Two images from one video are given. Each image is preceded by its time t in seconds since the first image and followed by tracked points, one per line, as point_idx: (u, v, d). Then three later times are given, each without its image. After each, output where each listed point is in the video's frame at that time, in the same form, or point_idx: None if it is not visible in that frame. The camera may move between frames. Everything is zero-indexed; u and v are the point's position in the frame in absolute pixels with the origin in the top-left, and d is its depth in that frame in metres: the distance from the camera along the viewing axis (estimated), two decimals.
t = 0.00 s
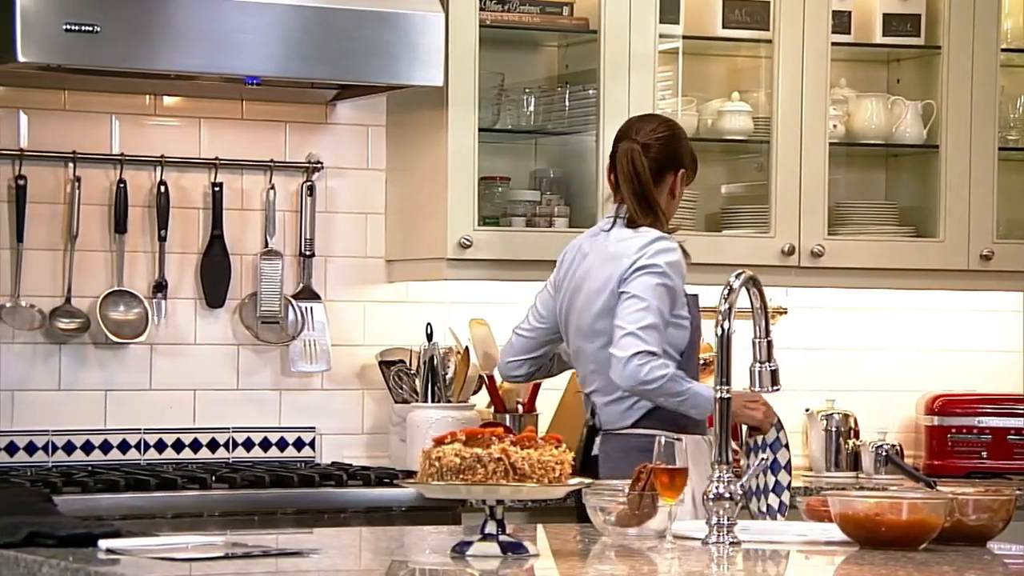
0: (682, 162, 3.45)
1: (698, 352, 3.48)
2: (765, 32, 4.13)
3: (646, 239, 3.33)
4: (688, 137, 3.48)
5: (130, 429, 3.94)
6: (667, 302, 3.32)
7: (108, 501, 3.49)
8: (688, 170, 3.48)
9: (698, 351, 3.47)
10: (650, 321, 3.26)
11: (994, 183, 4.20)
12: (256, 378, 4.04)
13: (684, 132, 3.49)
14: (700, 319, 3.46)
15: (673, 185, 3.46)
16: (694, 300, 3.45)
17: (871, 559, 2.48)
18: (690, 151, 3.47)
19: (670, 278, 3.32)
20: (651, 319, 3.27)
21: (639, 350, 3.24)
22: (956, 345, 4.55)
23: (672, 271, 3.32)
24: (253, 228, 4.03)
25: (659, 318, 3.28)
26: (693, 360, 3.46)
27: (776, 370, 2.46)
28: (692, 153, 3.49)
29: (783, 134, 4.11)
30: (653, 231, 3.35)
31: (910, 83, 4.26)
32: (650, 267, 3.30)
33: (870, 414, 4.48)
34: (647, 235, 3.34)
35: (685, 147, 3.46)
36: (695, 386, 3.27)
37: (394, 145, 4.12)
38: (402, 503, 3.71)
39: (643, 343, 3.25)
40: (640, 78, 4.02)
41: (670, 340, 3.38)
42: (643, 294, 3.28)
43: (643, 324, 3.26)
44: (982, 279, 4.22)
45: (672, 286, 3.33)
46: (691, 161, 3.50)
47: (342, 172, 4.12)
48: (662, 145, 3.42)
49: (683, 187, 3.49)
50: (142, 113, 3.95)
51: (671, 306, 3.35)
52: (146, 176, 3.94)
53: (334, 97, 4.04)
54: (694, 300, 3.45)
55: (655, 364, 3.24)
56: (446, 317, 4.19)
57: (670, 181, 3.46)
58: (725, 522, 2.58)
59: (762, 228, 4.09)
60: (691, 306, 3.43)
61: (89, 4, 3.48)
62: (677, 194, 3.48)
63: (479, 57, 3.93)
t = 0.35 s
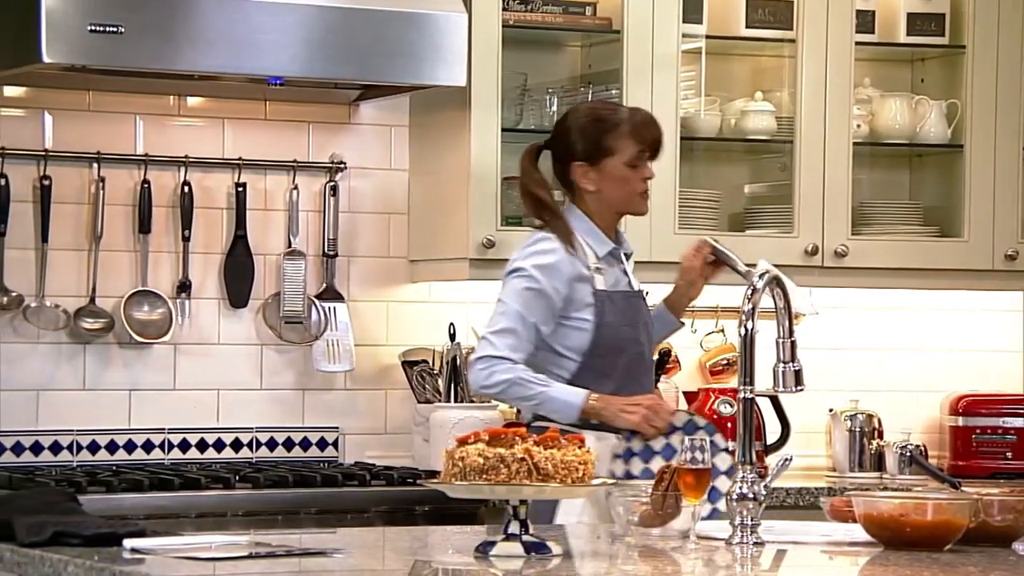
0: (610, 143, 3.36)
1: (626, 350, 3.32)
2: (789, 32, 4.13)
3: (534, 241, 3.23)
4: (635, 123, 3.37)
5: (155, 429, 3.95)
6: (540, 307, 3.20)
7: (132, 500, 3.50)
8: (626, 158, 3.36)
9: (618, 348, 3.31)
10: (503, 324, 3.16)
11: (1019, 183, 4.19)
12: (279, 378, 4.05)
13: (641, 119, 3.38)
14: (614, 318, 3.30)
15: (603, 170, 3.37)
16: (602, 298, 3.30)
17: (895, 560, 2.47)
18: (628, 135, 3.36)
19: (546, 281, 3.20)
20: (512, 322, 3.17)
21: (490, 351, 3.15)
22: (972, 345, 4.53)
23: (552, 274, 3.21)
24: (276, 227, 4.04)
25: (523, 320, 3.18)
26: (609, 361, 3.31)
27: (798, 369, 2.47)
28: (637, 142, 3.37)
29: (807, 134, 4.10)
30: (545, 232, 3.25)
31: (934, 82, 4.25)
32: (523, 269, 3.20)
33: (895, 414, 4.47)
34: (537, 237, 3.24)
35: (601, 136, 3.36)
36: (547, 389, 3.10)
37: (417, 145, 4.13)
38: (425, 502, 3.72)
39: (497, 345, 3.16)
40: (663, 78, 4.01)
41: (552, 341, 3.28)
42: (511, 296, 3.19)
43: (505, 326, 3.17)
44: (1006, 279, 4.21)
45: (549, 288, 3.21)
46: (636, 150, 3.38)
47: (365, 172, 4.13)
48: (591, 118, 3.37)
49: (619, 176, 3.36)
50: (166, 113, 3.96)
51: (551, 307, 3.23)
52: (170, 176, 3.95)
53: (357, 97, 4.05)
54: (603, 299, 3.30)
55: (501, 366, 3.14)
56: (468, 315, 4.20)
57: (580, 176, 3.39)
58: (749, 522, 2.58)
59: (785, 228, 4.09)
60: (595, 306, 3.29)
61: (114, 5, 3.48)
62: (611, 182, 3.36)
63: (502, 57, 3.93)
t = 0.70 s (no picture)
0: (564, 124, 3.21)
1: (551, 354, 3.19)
2: (818, 31, 4.12)
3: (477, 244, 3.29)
4: (592, 107, 3.19)
5: (184, 428, 3.96)
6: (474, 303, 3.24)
7: (162, 500, 3.51)
8: (572, 139, 3.18)
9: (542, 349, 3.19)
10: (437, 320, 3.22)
11: None
12: (307, 378, 4.05)
13: (604, 107, 3.19)
14: (535, 319, 3.20)
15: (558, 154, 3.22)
16: (527, 296, 3.21)
17: (926, 561, 2.46)
18: (577, 116, 3.19)
19: (476, 277, 3.24)
20: (444, 319, 3.22)
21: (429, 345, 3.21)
22: (989, 346, 4.51)
23: (483, 271, 3.24)
24: (305, 228, 4.05)
25: (455, 317, 3.22)
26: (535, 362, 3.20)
27: (827, 370, 2.46)
28: (586, 124, 3.18)
29: (835, 134, 4.09)
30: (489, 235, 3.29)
31: (963, 82, 4.24)
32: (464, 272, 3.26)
33: (924, 414, 4.46)
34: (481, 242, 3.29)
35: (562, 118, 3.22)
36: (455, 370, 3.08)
37: (444, 145, 4.13)
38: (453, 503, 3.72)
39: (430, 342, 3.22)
40: (691, 78, 4.01)
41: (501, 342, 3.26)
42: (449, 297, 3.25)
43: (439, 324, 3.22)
44: None
45: (483, 285, 3.24)
46: (584, 132, 3.17)
47: (392, 172, 4.13)
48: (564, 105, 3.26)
49: (565, 157, 3.18)
50: (195, 114, 3.97)
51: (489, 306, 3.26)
52: (199, 177, 3.96)
53: (385, 97, 4.05)
54: (528, 297, 3.21)
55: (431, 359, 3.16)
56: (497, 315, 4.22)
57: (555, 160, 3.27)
58: (778, 523, 2.58)
59: (815, 228, 4.09)
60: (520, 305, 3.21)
61: (143, 5, 3.49)
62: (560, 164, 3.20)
63: (531, 57, 3.93)
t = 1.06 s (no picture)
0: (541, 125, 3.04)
1: (513, 364, 3.09)
2: (857, 31, 4.11)
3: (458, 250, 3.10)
4: (569, 109, 3.02)
5: (223, 428, 3.97)
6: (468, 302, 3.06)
7: (201, 500, 3.52)
8: (549, 141, 3.02)
9: (508, 355, 3.08)
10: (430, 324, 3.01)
11: None
12: (345, 378, 4.07)
13: (583, 107, 3.03)
14: (504, 328, 3.10)
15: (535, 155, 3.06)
16: (498, 303, 3.11)
17: (969, 562, 2.45)
18: (554, 117, 3.02)
19: (464, 281, 3.06)
20: (437, 328, 2.98)
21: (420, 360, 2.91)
22: None
23: (468, 275, 3.06)
24: (343, 228, 4.06)
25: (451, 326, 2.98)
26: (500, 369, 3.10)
27: (868, 371, 2.43)
28: (561, 127, 3.01)
29: (874, 134, 4.08)
30: (468, 240, 3.12)
31: (1003, 82, 4.26)
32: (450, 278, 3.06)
33: (963, 415, 4.45)
34: (460, 247, 3.11)
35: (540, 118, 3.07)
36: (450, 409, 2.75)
37: (482, 145, 4.14)
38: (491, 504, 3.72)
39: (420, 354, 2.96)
40: (730, 78, 4.00)
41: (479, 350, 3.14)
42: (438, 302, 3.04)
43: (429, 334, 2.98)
44: None
45: (470, 291, 3.06)
46: (560, 136, 3.01)
47: (430, 172, 4.14)
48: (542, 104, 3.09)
49: (540, 159, 3.03)
50: (234, 115, 3.99)
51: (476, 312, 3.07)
52: (238, 178, 3.98)
53: (423, 98, 4.06)
54: (500, 304, 3.11)
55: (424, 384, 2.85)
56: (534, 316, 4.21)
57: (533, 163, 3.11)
58: (818, 524, 2.57)
59: (854, 228, 4.08)
60: (491, 312, 3.12)
61: (184, 7, 3.50)
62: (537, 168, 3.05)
63: (569, 57, 3.94)
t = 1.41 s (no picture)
0: (505, 109, 2.88)
1: (506, 357, 2.99)
2: (898, 30, 4.09)
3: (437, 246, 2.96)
4: (532, 91, 2.85)
5: (263, 428, 3.99)
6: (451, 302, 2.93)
7: (241, 499, 3.53)
8: (515, 126, 2.86)
9: (497, 349, 2.98)
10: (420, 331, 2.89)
11: None
12: (386, 378, 4.08)
13: (547, 88, 2.86)
14: (491, 321, 2.98)
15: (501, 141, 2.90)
16: (483, 296, 2.99)
17: (1013, 564, 2.43)
18: (518, 102, 2.86)
19: (449, 281, 2.94)
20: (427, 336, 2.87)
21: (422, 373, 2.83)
22: None
23: (452, 272, 2.94)
24: (382, 229, 4.07)
25: (441, 333, 2.87)
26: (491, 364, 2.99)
27: (911, 372, 2.40)
28: (527, 111, 2.84)
29: (916, 134, 4.07)
30: (446, 233, 2.99)
31: None
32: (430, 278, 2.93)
33: (1005, 416, 4.43)
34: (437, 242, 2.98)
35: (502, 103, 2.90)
36: (454, 441, 2.72)
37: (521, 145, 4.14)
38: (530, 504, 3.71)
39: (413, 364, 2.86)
40: (770, 77, 4.00)
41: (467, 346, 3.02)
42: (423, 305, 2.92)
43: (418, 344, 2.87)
44: None
45: (455, 289, 2.94)
46: (526, 121, 2.85)
47: (469, 173, 4.15)
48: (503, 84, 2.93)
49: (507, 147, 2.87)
50: (274, 116, 4.00)
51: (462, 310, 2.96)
52: (278, 178, 3.99)
53: (462, 99, 4.06)
54: (485, 296, 2.99)
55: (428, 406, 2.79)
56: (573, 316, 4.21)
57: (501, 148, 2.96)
58: (859, 526, 2.56)
59: (894, 228, 4.08)
60: (475, 306, 2.99)
61: (225, 9, 3.51)
62: (504, 155, 2.89)
63: (609, 57, 3.94)
